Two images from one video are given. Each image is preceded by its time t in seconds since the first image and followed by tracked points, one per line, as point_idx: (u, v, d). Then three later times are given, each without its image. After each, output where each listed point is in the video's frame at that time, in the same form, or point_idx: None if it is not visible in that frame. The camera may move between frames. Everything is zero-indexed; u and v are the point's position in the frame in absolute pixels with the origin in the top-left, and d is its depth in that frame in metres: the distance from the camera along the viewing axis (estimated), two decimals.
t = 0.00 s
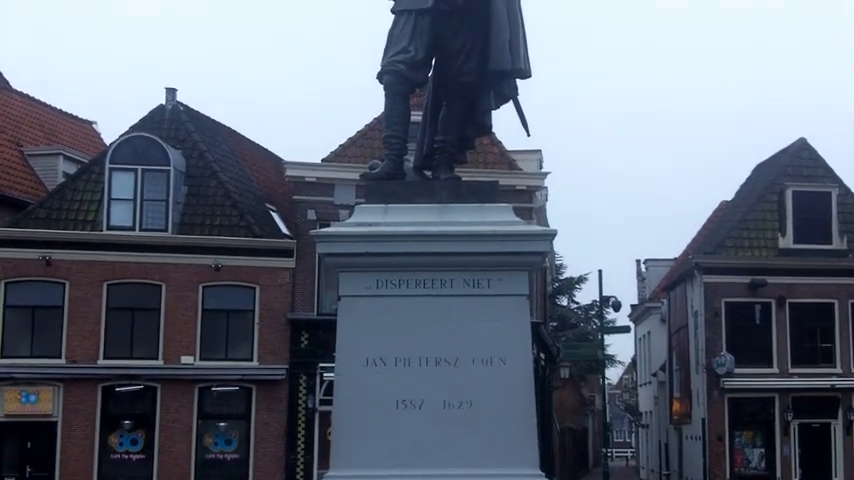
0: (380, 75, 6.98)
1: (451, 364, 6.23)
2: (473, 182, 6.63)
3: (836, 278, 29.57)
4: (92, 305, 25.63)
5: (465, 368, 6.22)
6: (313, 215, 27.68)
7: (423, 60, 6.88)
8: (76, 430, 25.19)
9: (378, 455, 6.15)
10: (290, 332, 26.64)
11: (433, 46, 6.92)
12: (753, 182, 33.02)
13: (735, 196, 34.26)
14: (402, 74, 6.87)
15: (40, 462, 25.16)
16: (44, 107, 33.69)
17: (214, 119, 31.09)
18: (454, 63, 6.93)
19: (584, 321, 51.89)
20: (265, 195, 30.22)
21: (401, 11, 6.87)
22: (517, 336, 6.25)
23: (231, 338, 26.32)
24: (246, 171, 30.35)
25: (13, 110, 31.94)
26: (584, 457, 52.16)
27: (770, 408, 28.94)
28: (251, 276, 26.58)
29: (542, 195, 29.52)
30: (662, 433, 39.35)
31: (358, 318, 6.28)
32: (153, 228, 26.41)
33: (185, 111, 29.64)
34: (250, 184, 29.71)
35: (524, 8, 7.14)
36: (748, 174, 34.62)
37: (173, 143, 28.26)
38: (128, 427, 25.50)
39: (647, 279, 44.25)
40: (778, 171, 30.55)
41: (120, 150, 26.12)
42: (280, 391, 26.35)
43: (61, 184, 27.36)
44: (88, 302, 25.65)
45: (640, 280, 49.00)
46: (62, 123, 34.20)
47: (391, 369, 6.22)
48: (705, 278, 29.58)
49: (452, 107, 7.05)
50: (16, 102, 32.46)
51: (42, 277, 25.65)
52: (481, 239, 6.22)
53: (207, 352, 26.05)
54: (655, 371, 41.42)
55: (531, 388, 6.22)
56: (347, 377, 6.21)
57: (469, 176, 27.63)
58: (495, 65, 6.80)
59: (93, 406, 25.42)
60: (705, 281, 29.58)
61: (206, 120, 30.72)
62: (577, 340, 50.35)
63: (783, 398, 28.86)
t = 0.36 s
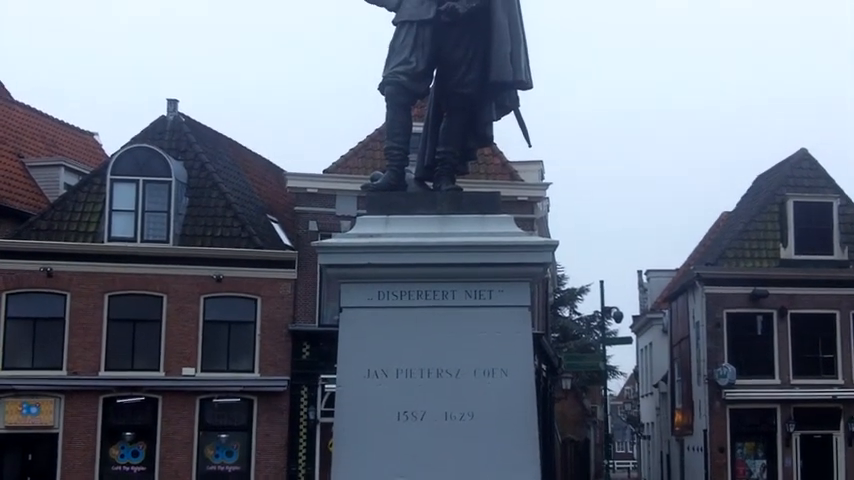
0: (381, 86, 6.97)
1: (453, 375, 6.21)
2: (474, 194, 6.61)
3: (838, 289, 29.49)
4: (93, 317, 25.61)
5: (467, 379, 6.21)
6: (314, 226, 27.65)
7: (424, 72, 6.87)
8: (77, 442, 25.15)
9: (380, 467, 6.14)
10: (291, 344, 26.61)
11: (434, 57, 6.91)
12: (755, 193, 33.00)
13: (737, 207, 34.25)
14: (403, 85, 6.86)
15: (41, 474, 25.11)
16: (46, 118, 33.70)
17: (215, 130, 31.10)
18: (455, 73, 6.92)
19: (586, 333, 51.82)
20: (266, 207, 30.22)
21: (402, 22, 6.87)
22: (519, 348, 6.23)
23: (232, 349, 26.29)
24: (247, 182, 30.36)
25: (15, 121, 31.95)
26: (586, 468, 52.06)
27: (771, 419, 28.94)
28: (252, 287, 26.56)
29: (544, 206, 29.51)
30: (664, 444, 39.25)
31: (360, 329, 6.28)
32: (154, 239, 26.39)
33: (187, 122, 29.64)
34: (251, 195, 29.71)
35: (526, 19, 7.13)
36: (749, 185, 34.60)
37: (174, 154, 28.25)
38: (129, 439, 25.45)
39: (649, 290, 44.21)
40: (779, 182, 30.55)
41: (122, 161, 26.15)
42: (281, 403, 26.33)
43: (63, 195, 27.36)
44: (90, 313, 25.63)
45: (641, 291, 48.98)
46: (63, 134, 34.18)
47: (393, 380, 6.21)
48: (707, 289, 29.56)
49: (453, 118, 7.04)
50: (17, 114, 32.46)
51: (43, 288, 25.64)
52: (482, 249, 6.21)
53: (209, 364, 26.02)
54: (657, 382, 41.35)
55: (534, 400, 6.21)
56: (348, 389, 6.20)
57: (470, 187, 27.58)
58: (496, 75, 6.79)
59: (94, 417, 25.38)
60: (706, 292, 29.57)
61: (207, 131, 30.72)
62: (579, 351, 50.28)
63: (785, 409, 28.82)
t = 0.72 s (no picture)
0: (383, 95, 6.98)
1: (453, 384, 6.21)
2: (476, 203, 6.61)
3: (839, 298, 29.48)
4: (94, 325, 25.61)
5: (468, 388, 6.21)
6: (315, 234, 27.63)
7: (426, 80, 6.88)
8: (78, 450, 25.14)
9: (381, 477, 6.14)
10: (292, 352, 26.60)
11: (437, 65, 6.92)
12: (756, 203, 33.01)
13: (738, 216, 34.24)
14: (405, 94, 6.87)
15: None
16: (47, 126, 33.73)
17: (217, 139, 31.12)
18: (457, 82, 6.93)
19: (587, 341, 51.78)
20: (267, 215, 30.23)
21: (405, 31, 6.88)
22: (520, 357, 6.23)
23: (233, 358, 26.27)
24: (248, 190, 30.37)
25: (17, 129, 31.98)
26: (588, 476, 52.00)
27: (773, 428, 28.90)
28: (253, 296, 26.57)
29: (545, 214, 29.52)
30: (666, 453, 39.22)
31: (361, 337, 6.28)
32: (156, 247, 26.40)
33: (188, 131, 29.65)
34: (252, 203, 29.72)
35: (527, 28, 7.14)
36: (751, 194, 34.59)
37: (176, 162, 28.25)
38: (130, 447, 25.41)
39: (651, 299, 44.18)
40: (781, 191, 30.58)
41: (124, 169, 26.23)
42: (282, 412, 26.31)
43: (64, 203, 27.36)
44: (91, 321, 25.63)
45: (643, 299, 48.97)
46: (64, 142, 34.18)
47: (394, 389, 6.21)
48: (708, 298, 29.54)
49: (455, 127, 7.05)
50: (18, 122, 32.46)
51: (45, 296, 25.65)
52: (484, 257, 6.21)
53: (210, 372, 26.01)
54: (658, 391, 41.31)
55: (535, 408, 6.20)
56: (349, 397, 6.21)
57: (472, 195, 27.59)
58: (498, 83, 6.79)
59: (95, 426, 25.37)
60: (707, 301, 29.55)
61: (209, 139, 30.71)
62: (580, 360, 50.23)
63: (787, 418, 28.79)
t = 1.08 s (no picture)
0: (385, 108, 7.01)
1: (456, 396, 6.23)
2: (479, 215, 6.63)
3: (842, 311, 29.48)
4: (97, 337, 25.63)
5: (470, 399, 6.23)
6: (318, 247, 27.69)
7: (428, 93, 6.91)
8: (80, 462, 25.12)
9: None
10: (295, 364, 26.61)
11: (439, 78, 6.95)
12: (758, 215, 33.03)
13: (740, 229, 34.25)
14: (408, 107, 6.90)
15: None
16: (50, 139, 33.77)
17: (219, 152, 31.15)
18: (459, 94, 6.95)
19: (590, 354, 51.72)
20: (270, 227, 30.26)
21: (407, 44, 6.93)
22: (522, 368, 6.26)
23: (236, 370, 26.28)
24: (251, 202, 30.41)
25: (19, 142, 32.02)
26: None
27: (776, 440, 28.83)
28: (255, 308, 26.58)
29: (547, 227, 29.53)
30: (668, 465, 39.18)
31: (363, 350, 6.31)
32: (158, 260, 26.42)
33: (191, 143, 29.69)
34: (255, 216, 29.74)
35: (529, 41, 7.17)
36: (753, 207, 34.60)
37: (178, 175, 28.28)
38: (132, 459, 25.40)
39: (653, 312, 44.16)
40: (783, 203, 30.58)
41: (127, 182, 26.37)
42: (285, 424, 26.30)
43: (67, 215, 27.39)
44: (94, 333, 25.64)
45: (645, 312, 48.94)
46: (66, 154, 34.22)
47: (397, 401, 6.23)
48: (710, 310, 29.53)
49: (457, 140, 7.07)
50: (21, 134, 32.50)
51: (48, 308, 25.68)
52: (485, 269, 6.24)
53: (212, 385, 26.02)
54: (660, 404, 41.27)
55: (537, 420, 6.22)
56: (350, 410, 6.23)
57: (474, 208, 27.61)
58: (499, 95, 6.81)
59: (97, 438, 25.36)
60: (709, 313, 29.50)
61: (211, 152, 30.76)
62: (582, 372, 50.18)
63: (789, 430, 28.76)
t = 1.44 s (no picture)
0: (388, 121, 7.02)
1: (458, 410, 6.23)
2: (480, 230, 6.62)
3: (844, 326, 29.47)
4: (98, 350, 25.61)
5: (472, 413, 6.22)
6: (319, 260, 27.66)
7: (430, 108, 6.92)
8: (81, 475, 25.04)
9: None
10: (296, 378, 26.60)
11: (441, 92, 6.96)
12: (760, 230, 33.05)
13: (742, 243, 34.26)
14: (410, 120, 6.91)
15: None
16: (52, 152, 33.81)
17: (221, 165, 31.19)
18: (461, 108, 6.95)
19: (592, 368, 51.67)
20: (272, 241, 30.28)
21: (410, 58, 6.95)
22: (524, 383, 6.25)
23: (237, 384, 26.26)
24: (253, 216, 30.43)
25: (21, 155, 32.06)
26: None
27: (778, 455, 28.79)
28: (257, 322, 26.58)
29: (549, 241, 29.54)
30: None
31: (365, 364, 6.30)
32: (160, 273, 26.43)
33: (193, 157, 29.72)
34: (257, 229, 29.76)
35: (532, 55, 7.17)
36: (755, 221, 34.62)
37: (180, 188, 28.30)
38: (133, 472, 25.17)
39: (655, 326, 44.14)
40: (785, 218, 30.62)
41: (129, 195, 26.39)
42: (286, 438, 26.26)
43: (69, 228, 27.38)
44: (95, 347, 25.64)
45: (647, 327, 48.90)
46: (68, 167, 34.26)
47: (399, 415, 6.23)
48: (712, 324, 29.50)
49: (460, 154, 7.07)
50: (23, 147, 32.54)
51: (49, 321, 25.67)
52: (486, 283, 6.23)
53: (214, 398, 26.00)
54: (662, 419, 41.22)
55: (539, 434, 6.21)
56: (352, 423, 6.22)
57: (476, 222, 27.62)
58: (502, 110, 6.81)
59: (98, 451, 25.35)
60: (711, 328, 29.48)
61: (214, 165, 30.80)
62: (584, 387, 50.14)
63: (791, 445, 28.74)
